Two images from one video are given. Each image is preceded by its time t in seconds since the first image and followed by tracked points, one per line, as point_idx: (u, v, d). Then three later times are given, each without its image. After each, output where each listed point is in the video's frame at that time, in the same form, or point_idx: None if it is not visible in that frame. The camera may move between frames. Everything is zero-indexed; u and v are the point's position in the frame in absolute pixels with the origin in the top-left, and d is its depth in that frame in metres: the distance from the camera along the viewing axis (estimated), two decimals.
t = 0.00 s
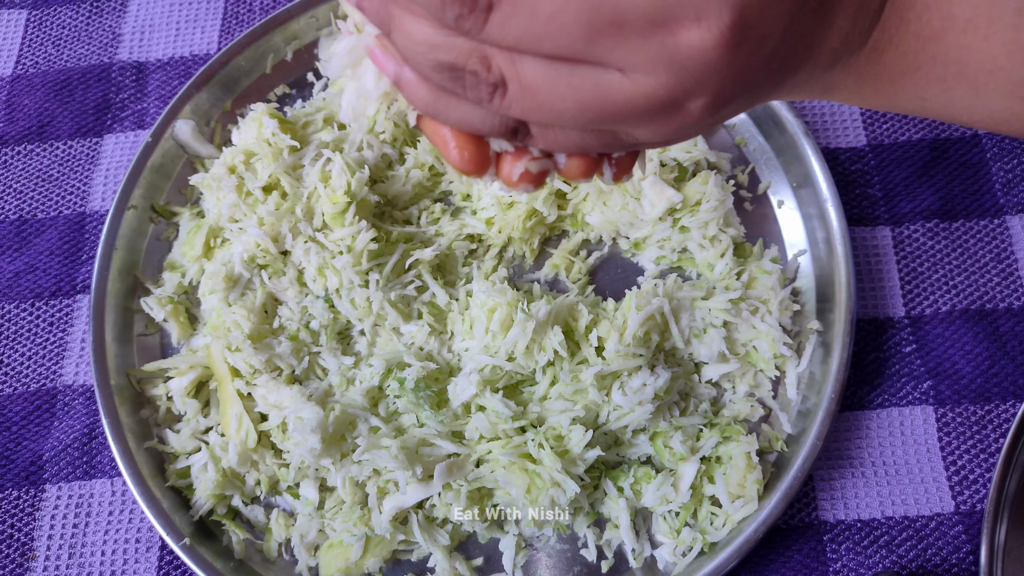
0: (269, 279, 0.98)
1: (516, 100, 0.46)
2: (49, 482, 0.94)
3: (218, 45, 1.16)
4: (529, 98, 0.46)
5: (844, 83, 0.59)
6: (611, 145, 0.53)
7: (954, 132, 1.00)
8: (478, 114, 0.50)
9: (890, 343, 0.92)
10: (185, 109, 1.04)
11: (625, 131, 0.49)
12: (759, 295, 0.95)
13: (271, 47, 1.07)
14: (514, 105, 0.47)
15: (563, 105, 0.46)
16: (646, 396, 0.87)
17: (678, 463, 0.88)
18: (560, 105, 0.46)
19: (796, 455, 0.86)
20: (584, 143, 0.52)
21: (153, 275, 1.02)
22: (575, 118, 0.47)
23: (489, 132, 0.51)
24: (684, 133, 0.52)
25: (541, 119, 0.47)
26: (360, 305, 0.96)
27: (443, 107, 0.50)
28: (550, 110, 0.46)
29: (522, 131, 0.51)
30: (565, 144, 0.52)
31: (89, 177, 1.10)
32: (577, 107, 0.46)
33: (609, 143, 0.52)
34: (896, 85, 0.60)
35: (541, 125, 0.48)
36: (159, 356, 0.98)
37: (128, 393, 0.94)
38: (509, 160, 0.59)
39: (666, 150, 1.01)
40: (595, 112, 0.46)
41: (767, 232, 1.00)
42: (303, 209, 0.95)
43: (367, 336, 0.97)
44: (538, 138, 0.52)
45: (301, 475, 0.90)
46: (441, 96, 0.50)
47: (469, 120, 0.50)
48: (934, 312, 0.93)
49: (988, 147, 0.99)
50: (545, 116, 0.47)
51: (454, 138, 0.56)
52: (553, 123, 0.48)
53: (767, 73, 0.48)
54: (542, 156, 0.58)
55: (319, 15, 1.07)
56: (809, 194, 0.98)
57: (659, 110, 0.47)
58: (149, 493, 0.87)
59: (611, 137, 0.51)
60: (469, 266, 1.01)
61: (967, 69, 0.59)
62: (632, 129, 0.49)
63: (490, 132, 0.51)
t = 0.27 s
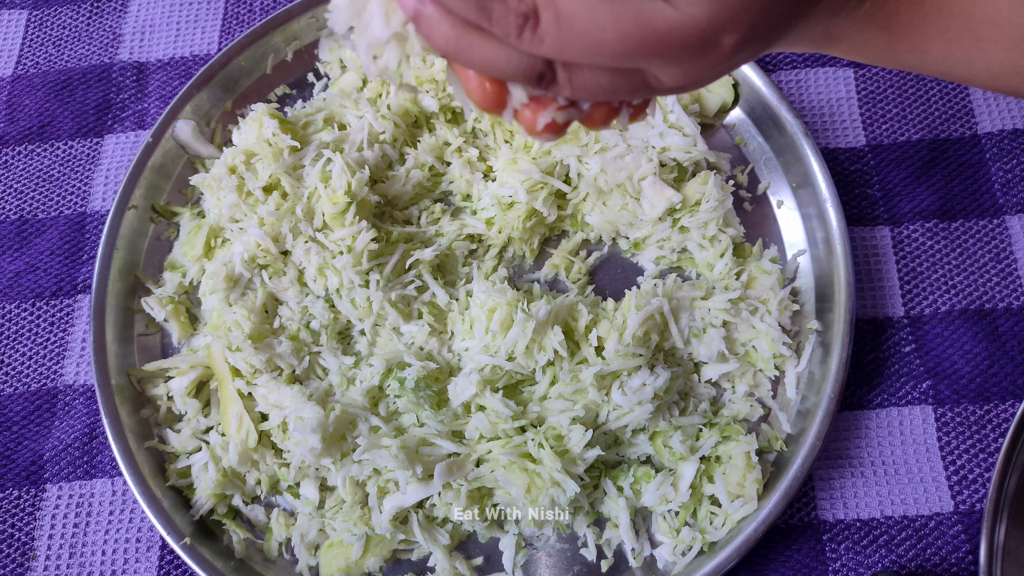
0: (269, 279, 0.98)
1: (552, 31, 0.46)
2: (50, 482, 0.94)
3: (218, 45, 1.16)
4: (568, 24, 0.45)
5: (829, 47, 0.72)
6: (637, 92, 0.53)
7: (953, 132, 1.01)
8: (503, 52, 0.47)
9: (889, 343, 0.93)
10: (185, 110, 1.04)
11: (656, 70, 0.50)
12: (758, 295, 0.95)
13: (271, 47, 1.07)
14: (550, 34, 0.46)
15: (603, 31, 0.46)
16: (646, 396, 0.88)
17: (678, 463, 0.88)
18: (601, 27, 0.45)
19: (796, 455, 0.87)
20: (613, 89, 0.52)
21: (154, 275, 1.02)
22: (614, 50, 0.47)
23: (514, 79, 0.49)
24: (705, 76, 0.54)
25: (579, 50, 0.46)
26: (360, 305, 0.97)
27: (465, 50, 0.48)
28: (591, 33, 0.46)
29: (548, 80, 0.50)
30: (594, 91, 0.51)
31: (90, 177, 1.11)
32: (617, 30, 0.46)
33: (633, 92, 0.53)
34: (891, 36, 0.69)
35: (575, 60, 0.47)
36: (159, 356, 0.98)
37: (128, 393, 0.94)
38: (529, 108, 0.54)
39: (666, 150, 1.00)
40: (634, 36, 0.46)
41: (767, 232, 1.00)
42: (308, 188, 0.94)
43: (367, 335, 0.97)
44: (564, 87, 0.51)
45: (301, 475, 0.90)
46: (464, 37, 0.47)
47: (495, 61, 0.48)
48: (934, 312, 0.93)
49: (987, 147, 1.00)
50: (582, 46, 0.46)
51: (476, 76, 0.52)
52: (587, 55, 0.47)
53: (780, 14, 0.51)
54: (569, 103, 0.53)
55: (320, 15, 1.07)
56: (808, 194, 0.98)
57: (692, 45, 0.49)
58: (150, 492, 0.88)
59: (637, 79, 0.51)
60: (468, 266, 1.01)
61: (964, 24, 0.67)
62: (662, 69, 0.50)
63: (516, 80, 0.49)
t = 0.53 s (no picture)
0: (269, 279, 0.98)
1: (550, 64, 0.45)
2: (50, 482, 0.94)
3: (218, 45, 1.16)
4: (566, 55, 0.45)
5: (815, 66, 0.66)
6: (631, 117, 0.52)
7: (953, 132, 1.01)
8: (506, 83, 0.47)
9: (889, 342, 0.93)
10: (185, 110, 1.04)
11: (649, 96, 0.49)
12: (758, 295, 0.95)
13: (271, 47, 1.07)
14: (548, 66, 0.45)
15: (600, 62, 0.45)
16: (646, 396, 0.88)
17: (678, 463, 0.88)
18: (598, 58, 0.45)
19: (796, 455, 0.87)
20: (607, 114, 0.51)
21: (154, 275, 1.02)
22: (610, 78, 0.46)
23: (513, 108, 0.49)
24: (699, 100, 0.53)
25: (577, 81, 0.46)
26: (360, 305, 0.97)
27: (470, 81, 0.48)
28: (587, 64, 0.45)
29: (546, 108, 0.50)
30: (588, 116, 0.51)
31: (90, 177, 1.11)
32: (614, 60, 0.45)
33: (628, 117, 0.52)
34: (884, 53, 0.64)
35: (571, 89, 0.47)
36: (159, 356, 0.99)
37: (128, 393, 0.94)
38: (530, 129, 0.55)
39: (666, 150, 1.01)
40: (630, 65, 0.45)
41: (767, 232, 1.01)
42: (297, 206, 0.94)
43: (367, 335, 0.97)
44: (563, 114, 0.50)
45: (301, 475, 0.90)
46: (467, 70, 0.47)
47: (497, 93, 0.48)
48: (933, 312, 0.93)
49: (987, 147, 1.00)
50: (579, 77, 0.46)
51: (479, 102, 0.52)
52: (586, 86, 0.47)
53: (778, 34, 0.50)
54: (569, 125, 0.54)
55: (319, 15, 1.07)
56: (808, 195, 0.98)
57: (689, 72, 0.47)
58: (150, 492, 0.88)
59: (634, 105, 0.50)
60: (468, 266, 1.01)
61: (954, 39, 0.64)
62: (655, 96, 0.49)
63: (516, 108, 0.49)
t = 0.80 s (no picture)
0: (269, 279, 0.98)
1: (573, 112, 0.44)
2: (50, 482, 0.94)
3: (218, 45, 1.16)
4: (589, 100, 0.44)
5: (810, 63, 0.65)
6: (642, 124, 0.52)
7: (953, 132, 1.01)
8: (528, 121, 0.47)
9: (889, 342, 0.93)
10: (185, 110, 1.04)
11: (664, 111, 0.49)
12: (758, 295, 0.95)
13: (271, 47, 1.07)
14: (570, 115, 0.44)
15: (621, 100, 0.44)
16: (646, 396, 0.88)
17: (678, 463, 0.88)
18: (620, 99, 0.44)
19: (796, 455, 0.87)
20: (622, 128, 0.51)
21: (154, 275, 1.02)
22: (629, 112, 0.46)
23: (534, 138, 0.49)
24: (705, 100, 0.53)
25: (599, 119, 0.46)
26: (360, 305, 0.97)
27: (491, 106, 0.48)
28: (608, 103, 0.44)
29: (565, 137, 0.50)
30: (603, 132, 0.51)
31: (90, 177, 1.11)
32: (636, 96, 0.44)
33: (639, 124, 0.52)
34: (874, 53, 0.63)
35: (591, 125, 0.47)
36: (159, 356, 0.99)
37: (128, 393, 0.94)
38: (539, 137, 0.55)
39: (666, 149, 1.01)
40: (650, 96, 0.45)
41: (767, 232, 1.01)
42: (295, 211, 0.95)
43: (366, 335, 0.97)
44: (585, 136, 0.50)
45: (301, 475, 0.90)
46: (487, 91, 0.48)
47: (518, 125, 0.48)
48: (933, 312, 0.93)
49: (987, 147, 1.00)
50: (601, 117, 0.45)
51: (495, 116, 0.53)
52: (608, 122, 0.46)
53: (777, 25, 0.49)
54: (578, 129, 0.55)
55: (319, 15, 1.07)
56: (808, 195, 0.98)
57: (701, 79, 0.47)
58: (150, 492, 0.88)
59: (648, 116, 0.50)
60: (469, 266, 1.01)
61: (947, 38, 0.61)
62: (669, 108, 0.49)
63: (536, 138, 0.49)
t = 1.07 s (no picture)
0: (269, 279, 0.98)
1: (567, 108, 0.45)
2: (50, 482, 0.94)
3: (218, 45, 1.16)
4: (583, 96, 0.44)
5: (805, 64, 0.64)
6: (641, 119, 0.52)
7: (953, 132, 1.01)
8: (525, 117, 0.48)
9: (889, 342, 0.93)
10: (185, 110, 1.04)
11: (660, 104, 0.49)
12: (758, 295, 0.95)
13: (271, 47, 1.07)
14: (565, 110, 0.45)
15: (612, 95, 0.45)
16: (646, 396, 0.88)
17: (678, 463, 0.88)
18: (614, 94, 0.45)
19: (796, 455, 0.87)
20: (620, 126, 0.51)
21: (154, 275, 1.02)
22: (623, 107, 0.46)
23: (531, 135, 0.50)
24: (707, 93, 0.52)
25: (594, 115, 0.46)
26: (360, 305, 0.97)
27: (490, 100, 0.49)
28: (602, 98, 0.45)
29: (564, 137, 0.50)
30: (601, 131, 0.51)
31: (90, 177, 1.11)
32: (630, 89, 0.45)
33: (638, 119, 0.52)
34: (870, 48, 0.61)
35: (589, 119, 0.47)
36: (160, 356, 0.99)
37: (128, 393, 0.94)
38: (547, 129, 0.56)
39: (666, 149, 1.01)
40: (646, 90, 0.45)
41: (767, 232, 1.01)
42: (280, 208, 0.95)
43: (367, 335, 0.98)
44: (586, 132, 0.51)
45: (301, 475, 0.90)
46: (487, 86, 0.49)
47: (515, 120, 0.49)
48: (933, 312, 0.93)
49: (987, 147, 1.00)
50: (596, 113, 0.46)
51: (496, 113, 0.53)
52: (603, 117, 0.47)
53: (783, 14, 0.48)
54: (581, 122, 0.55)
55: (319, 15, 1.07)
56: (808, 195, 0.98)
57: (699, 70, 0.46)
58: (150, 492, 0.88)
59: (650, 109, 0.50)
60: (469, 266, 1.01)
61: (944, 31, 0.59)
62: (669, 100, 0.49)
63: (534, 136, 0.51)
